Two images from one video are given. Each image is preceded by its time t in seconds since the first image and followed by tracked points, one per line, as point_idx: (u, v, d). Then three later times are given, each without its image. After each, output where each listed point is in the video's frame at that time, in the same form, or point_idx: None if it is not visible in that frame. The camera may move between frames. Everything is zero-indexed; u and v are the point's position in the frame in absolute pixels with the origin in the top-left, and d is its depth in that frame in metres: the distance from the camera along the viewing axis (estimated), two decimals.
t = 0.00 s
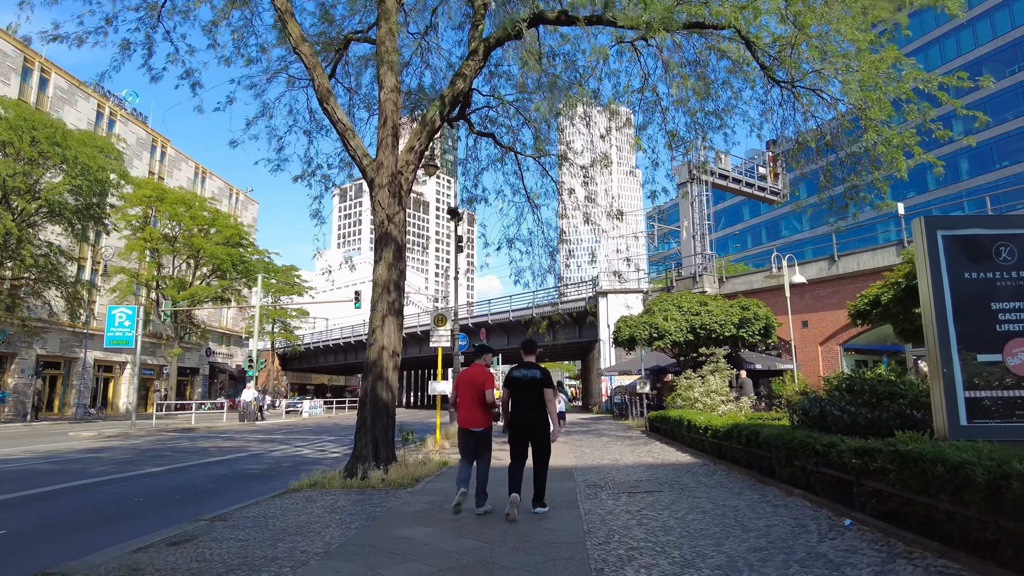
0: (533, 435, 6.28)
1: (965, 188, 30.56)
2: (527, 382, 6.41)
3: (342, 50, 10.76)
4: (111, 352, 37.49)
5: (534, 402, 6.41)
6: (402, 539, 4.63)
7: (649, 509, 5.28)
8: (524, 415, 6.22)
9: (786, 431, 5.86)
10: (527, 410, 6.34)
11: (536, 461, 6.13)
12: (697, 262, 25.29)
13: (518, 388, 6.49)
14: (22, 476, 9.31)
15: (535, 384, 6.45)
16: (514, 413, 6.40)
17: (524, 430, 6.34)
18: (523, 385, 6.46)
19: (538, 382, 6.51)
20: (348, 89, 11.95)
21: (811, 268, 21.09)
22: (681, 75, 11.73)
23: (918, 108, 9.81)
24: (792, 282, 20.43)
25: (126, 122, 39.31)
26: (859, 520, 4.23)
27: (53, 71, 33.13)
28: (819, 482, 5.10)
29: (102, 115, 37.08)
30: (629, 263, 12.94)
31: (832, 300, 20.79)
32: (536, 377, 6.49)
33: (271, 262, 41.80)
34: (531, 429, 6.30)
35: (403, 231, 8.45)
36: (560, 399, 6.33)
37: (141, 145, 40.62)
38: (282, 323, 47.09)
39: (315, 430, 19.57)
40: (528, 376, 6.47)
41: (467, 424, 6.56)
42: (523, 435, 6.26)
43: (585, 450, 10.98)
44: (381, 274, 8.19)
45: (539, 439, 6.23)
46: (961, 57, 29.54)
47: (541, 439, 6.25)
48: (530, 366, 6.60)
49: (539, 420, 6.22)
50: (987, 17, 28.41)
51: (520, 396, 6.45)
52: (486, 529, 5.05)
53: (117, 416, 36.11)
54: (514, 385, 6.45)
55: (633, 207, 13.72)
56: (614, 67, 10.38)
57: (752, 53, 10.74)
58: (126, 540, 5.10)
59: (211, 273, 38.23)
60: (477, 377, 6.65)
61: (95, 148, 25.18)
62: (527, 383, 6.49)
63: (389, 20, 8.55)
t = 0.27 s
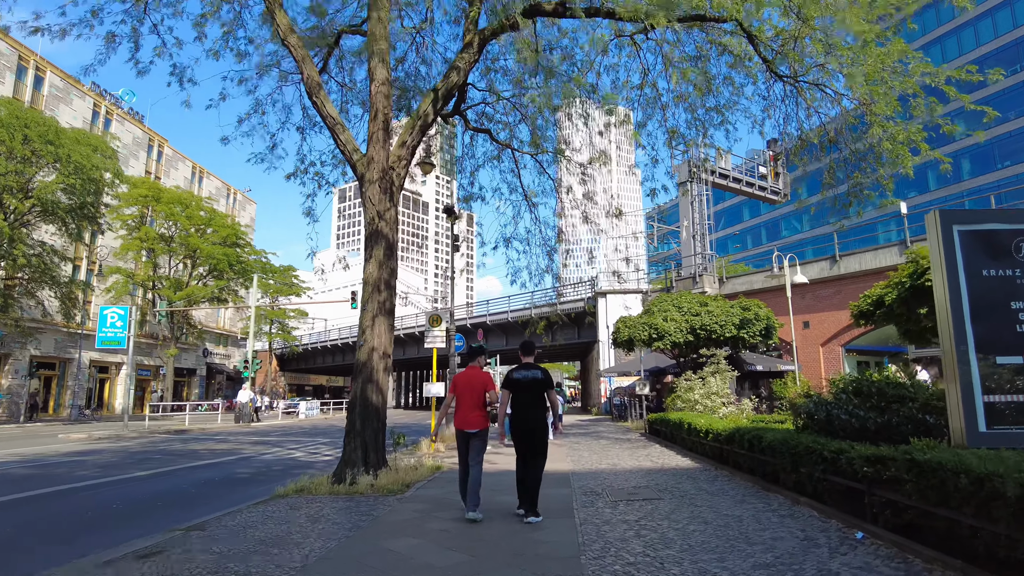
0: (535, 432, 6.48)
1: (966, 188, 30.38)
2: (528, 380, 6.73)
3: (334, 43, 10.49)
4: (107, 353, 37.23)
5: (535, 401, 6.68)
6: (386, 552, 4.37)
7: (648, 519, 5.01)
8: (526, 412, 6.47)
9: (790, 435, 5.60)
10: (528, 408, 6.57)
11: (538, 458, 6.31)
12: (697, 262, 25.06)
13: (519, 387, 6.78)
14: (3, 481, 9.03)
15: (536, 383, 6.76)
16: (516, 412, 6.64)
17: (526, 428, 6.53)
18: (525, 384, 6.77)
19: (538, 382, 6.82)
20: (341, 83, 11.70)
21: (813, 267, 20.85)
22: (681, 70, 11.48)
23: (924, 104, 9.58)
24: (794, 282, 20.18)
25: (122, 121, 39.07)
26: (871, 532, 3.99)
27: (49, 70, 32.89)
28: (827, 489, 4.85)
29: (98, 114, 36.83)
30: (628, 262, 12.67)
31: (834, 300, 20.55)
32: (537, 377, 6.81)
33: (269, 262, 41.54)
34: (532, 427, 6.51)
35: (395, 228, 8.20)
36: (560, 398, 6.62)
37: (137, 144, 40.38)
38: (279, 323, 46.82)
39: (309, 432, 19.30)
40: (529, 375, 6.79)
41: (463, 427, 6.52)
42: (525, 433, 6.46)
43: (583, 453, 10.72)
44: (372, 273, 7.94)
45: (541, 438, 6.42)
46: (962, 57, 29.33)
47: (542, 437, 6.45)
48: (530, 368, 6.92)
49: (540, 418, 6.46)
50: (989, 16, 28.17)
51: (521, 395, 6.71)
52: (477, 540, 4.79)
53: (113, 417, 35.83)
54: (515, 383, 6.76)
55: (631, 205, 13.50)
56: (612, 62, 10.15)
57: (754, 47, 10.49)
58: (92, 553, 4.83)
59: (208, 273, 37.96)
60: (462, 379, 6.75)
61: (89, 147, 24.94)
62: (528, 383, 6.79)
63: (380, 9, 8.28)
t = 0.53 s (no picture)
0: (529, 432, 6.47)
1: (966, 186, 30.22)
2: (525, 381, 6.65)
3: (325, 32, 10.23)
4: (102, 352, 36.91)
5: (530, 401, 6.63)
6: (369, 557, 4.13)
7: (647, 522, 4.77)
8: (522, 414, 6.41)
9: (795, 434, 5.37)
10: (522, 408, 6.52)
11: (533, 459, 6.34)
12: (696, 260, 24.84)
13: (514, 388, 6.70)
14: None
15: (532, 383, 6.68)
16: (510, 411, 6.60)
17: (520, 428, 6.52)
18: (521, 384, 6.68)
19: (534, 382, 6.74)
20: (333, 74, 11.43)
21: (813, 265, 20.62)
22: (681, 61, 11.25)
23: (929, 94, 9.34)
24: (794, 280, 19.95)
25: (118, 119, 38.78)
26: (883, 536, 3.76)
27: (43, 67, 32.60)
28: (834, 490, 4.62)
29: (93, 112, 36.55)
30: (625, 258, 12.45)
31: (834, 299, 20.33)
32: (534, 377, 6.71)
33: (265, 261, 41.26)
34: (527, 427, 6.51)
35: (386, 221, 7.98)
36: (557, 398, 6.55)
37: (133, 142, 40.08)
38: (277, 323, 46.54)
39: (304, 432, 19.06)
40: (526, 375, 6.69)
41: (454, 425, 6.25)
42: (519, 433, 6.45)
43: (580, 453, 10.47)
44: (361, 267, 7.70)
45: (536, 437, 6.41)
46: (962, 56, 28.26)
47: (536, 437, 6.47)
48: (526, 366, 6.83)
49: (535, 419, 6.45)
50: (989, 14, 27.04)
51: (516, 396, 6.64)
52: (464, 542, 4.54)
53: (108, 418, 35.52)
54: (510, 384, 6.66)
55: (630, 199, 13.25)
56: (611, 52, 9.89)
57: (754, 37, 10.25)
58: (58, 560, 4.58)
59: (204, 272, 37.68)
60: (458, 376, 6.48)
61: (82, 144, 24.66)
62: (524, 383, 6.70)
63: None
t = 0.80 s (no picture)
0: (525, 435, 6.32)
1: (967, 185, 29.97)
2: (521, 383, 6.45)
3: (316, 23, 9.94)
4: (97, 353, 36.61)
5: (527, 403, 6.44)
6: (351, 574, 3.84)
7: (650, 534, 4.48)
8: (517, 417, 6.23)
9: (805, 440, 5.09)
10: (518, 411, 6.35)
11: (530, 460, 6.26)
12: (696, 259, 24.58)
13: (510, 389, 6.51)
14: None
15: (529, 384, 6.47)
16: (505, 413, 6.44)
17: (515, 430, 6.38)
18: (517, 385, 6.48)
19: (530, 382, 6.53)
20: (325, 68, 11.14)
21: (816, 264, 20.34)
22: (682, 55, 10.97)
23: (938, 87, 9.04)
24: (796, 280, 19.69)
25: (113, 118, 38.48)
26: (905, 553, 3.49)
27: (36, 65, 32.31)
28: (848, 501, 4.35)
29: (88, 110, 36.24)
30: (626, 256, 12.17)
31: (837, 298, 20.07)
32: (531, 377, 6.51)
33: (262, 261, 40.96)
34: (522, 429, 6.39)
35: (377, 217, 7.72)
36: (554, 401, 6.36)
37: (128, 141, 39.79)
38: (274, 323, 46.25)
39: (299, 434, 18.78)
40: (521, 376, 6.49)
41: (447, 426, 6.15)
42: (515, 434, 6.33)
43: (579, 457, 10.20)
44: (351, 264, 7.43)
45: (533, 440, 6.27)
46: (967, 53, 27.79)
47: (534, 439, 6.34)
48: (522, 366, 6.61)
49: (531, 422, 6.30)
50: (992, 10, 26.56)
51: (512, 397, 6.46)
52: (455, 557, 4.26)
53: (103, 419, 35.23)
54: (505, 385, 6.47)
55: (630, 196, 12.97)
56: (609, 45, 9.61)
57: (757, 29, 9.97)
58: None
59: (200, 271, 37.40)
60: (452, 375, 6.26)
61: (75, 142, 24.37)
62: (520, 383, 6.50)
63: None
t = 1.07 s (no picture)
0: (527, 437, 6.07)
1: (970, 184, 29.72)
2: (522, 384, 6.23)
3: (310, 10, 9.64)
4: (94, 352, 36.32)
5: (528, 405, 6.22)
6: None
7: (655, 542, 4.20)
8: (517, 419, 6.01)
9: (820, 442, 4.81)
10: (518, 412, 6.15)
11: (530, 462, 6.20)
12: (698, 258, 24.31)
13: (510, 390, 6.32)
14: None
15: (530, 386, 6.25)
16: (505, 414, 6.23)
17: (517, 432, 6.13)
18: (518, 386, 6.27)
19: (532, 384, 6.31)
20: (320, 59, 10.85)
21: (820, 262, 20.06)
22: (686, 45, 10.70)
23: (951, 77, 8.71)
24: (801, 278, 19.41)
25: (112, 115, 38.23)
26: (934, 565, 3.21)
27: (33, 61, 32.06)
28: (868, 506, 4.07)
29: (86, 108, 35.99)
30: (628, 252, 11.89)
31: (841, 297, 19.78)
32: (532, 378, 6.28)
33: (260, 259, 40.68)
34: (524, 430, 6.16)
35: (371, 210, 7.45)
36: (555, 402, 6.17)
37: (127, 139, 39.54)
38: (273, 322, 45.98)
39: (296, 434, 18.50)
40: (523, 377, 6.27)
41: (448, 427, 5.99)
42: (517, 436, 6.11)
43: (580, 458, 9.93)
44: (344, 257, 7.17)
45: (533, 442, 6.06)
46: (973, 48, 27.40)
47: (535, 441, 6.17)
48: (525, 367, 6.41)
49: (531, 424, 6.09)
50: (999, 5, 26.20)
51: (512, 398, 6.25)
52: (447, 566, 3.98)
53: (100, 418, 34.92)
54: (506, 385, 6.27)
55: (632, 191, 12.69)
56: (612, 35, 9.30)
57: (764, 19, 9.69)
58: None
59: (198, 270, 37.13)
60: (452, 375, 6.16)
61: (71, 138, 24.10)
62: (521, 385, 6.29)
63: None
